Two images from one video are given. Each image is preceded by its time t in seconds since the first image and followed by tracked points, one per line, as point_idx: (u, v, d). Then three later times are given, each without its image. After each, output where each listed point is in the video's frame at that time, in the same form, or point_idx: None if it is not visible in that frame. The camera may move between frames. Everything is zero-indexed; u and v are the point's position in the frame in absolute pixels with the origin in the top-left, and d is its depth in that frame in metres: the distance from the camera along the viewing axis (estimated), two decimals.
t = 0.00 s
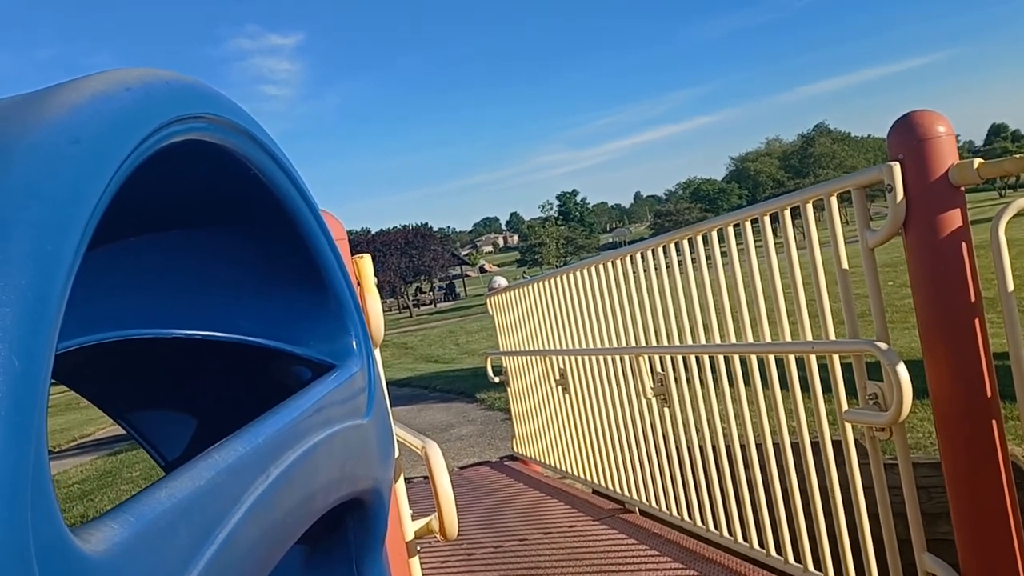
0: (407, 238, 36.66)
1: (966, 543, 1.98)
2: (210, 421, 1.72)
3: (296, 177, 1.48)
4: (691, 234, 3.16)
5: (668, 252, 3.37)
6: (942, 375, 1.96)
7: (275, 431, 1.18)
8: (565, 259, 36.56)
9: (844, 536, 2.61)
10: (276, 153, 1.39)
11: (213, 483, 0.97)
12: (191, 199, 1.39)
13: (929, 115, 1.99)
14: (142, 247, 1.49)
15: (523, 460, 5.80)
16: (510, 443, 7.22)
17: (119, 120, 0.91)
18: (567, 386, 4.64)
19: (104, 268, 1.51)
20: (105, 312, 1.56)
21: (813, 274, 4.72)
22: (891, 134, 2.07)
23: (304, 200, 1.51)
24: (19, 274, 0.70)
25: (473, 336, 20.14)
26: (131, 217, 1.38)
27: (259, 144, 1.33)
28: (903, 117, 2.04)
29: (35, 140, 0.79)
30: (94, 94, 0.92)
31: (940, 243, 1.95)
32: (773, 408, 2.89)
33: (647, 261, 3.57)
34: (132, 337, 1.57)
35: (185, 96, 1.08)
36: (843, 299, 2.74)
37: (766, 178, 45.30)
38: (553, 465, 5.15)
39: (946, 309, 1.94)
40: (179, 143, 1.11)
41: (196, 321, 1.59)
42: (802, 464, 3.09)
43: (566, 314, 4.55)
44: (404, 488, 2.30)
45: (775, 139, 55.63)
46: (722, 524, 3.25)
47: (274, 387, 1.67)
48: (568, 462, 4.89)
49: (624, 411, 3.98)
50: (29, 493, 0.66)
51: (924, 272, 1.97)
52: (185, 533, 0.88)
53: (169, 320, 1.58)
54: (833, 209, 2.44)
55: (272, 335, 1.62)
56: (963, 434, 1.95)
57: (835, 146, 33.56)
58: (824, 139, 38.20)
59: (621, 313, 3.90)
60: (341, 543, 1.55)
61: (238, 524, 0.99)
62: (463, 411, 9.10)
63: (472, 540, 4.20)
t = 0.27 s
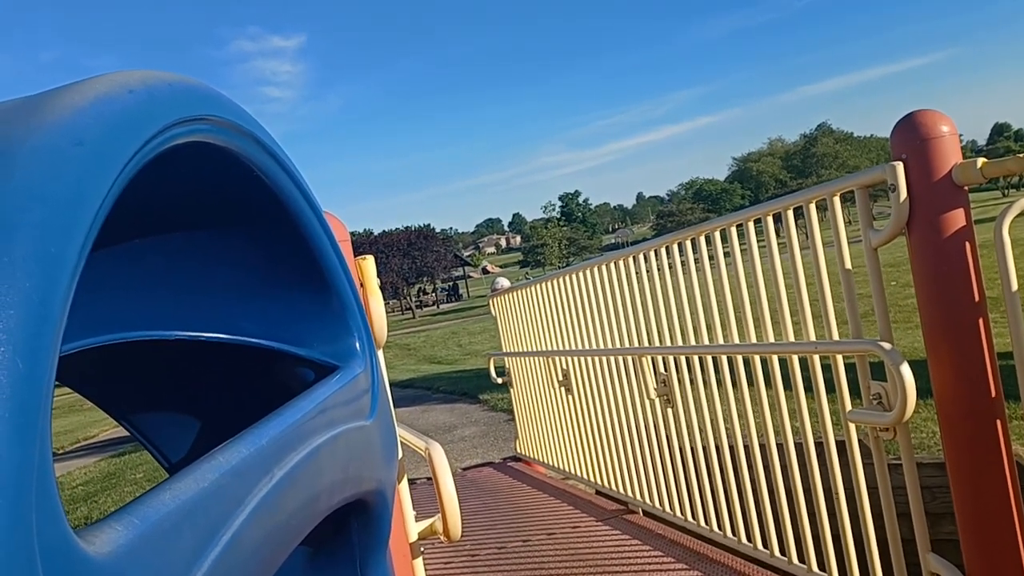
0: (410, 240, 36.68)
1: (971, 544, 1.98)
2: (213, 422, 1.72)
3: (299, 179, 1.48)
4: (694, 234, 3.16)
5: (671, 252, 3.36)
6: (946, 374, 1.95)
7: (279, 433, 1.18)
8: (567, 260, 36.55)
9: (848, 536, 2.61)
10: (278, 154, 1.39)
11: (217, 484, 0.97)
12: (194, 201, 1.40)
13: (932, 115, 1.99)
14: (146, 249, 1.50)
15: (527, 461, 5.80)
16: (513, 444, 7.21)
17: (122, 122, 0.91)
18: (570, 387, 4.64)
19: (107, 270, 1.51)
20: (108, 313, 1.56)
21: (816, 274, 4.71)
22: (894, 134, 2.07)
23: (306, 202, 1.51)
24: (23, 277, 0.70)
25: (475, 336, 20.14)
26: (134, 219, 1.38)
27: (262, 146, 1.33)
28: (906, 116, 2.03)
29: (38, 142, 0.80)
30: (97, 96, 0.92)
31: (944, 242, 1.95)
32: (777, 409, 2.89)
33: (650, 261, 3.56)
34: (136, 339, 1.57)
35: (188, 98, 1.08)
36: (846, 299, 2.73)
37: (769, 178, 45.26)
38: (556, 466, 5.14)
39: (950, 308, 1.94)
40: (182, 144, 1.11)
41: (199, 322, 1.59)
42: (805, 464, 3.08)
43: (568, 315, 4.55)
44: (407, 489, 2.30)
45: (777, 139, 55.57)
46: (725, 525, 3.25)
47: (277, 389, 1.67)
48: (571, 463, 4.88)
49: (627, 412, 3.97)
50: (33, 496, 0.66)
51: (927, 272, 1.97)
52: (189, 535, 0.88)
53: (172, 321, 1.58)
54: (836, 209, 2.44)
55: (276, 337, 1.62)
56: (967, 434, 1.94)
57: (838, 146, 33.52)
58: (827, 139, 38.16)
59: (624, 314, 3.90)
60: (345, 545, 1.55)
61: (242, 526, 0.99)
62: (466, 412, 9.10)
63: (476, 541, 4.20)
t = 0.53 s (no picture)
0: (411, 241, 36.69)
1: (974, 544, 1.97)
2: (216, 424, 1.72)
3: (301, 180, 1.48)
4: (696, 235, 3.16)
5: (673, 253, 3.36)
6: (949, 375, 1.95)
7: (281, 434, 1.18)
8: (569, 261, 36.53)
9: (851, 537, 2.60)
10: (280, 156, 1.39)
11: (220, 486, 0.97)
12: (197, 203, 1.40)
13: (934, 115, 1.99)
14: (149, 250, 1.50)
15: (529, 462, 5.80)
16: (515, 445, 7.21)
17: (125, 124, 0.92)
18: (572, 388, 4.64)
19: (110, 272, 1.51)
20: (111, 315, 1.57)
21: (818, 274, 4.70)
22: (896, 135, 2.06)
23: (309, 203, 1.51)
24: (26, 278, 0.70)
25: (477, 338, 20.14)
26: (137, 221, 1.39)
27: (264, 148, 1.33)
28: (908, 116, 2.03)
29: (41, 144, 0.80)
30: (100, 98, 0.92)
31: (946, 242, 1.95)
32: (779, 409, 2.88)
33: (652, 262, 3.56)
34: (138, 340, 1.58)
35: (190, 100, 1.09)
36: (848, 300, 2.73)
37: (771, 178, 45.24)
38: (559, 467, 5.14)
39: (952, 309, 1.94)
40: (184, 146, 1.12)
41: (202, 324, 1.60)
42: (808, 465, 3.08)
43: (571, 316, 4.55)
44: (410, 491, 2.30)
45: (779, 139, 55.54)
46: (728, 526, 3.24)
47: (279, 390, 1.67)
48: (574, 464, 4.88)
49: (630, 413, 3.97)
50: (38, 498, 0.66)
51: (930, 272, 1.97)
52: (192, 536, 0.88)
53: (175, 323, 1.58)
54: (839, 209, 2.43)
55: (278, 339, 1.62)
56: (969, 434, 1.94)
57: (840, 146, 33.49)
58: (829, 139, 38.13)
59: (626, 315, 3.90)
60: (348, 546, 1.55)
61: (245, 527, 0.99)
62: (468, 413, 9.10)
63: (478, 543, 4.20)
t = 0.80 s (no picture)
0: (413, 242, 36.71)
1: (977, 545, 1.97)
2: (217, 425, 1.73)
3: (303, 182, 1.48)
4: (697, 236, 3.15)
5: (675, 254, 3.36)
6: (951, 375, 1.95)
7: (284, 435, 1.18)
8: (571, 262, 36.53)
9: (853, 538, 2.60)
10: (282, 157, 1.39)
11: (223, 487, 0.97)
12: (199, 204, 1.40)
13: (936, 115, 1.99)
14: (151, 251, 1.50)
15: (531, 463, 5.80)
16: (517, 446, 7.21)
17: (127, 125, 0.92)
18: (573, 388, 4.64)
19: (113, 273, 1.51)
20: (113, 316, 1.57)
21: (820, 274, 4.70)
22: (898, 135, 2.06)
23: (311, 204, 1.51)
24: (28, 280, 0.70)
25: (479, 339, 20.13)
26: (139, 222, 1.39)
27: (266, 149, 1.33)
28: (910, 116, 2.03)
29: (43, 145, 0.80)
30: (102, 99, 0.92)
31: (948, 242, 1.95)
32: (781, 410, 2.88)
33: (654, 263, 3.56)
34: (140, 342, 1.58)
35: (192, 101, 1.09)
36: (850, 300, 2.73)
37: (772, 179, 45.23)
38: (560, 468, 5.14)
39: (954, 309, 1.94)
40: (186, 148, 1.12)
41: (204, 325, 1.60)
42: (810, 465, 3.07)
43: (572, 317, 4.54)
44: (411, 492, 2.30)
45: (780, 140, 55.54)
46: (730, 526, 3.24)
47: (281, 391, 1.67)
48: (575, 465, 4.88)
49: (632, 414, 3.97)
50: (41, 499, 0.66)
51: (932, 272, 1.96)
52: (194, 538, 0.88)
53: (177, 324, 1.59)
54: (840, 209, 2.43)
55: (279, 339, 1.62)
56: (972, 434, 1.94)
57: (841, 146, 33.49)
58: (830, 140, 38.13)
59: (627, 315, 3.89)
60: (350, 548, 1.55)
61: (248, 528, 0.99)
62: (470, 414, 9.10)
63: (480, 544, 4.20)
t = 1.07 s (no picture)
0: (415, 243, 36.73)
1: (979, 546, 1.97)
2: (219, 426, 1.73)
3: (306, 182, 1.49)
4: (700, 237, 3.15)
5: (677, 255, 3.36)
6: (953, 376, 1.95)
7: (286, 436, 1.18)
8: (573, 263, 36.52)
9: (855, 540, 2.60)
10: (285, 158, 1.39)
11: (226, 487, 0.97)
12: (202, 205, 1.40)
13: (939, 116, 1.99)
14: (154, 252, 1.50)
15: (533, 464, 5.80)
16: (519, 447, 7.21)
17: (131, 126, 0.92)
18: (575, 389, 4.64)
19: (116, 274, 1.52)
20: (116, 317, 1.57)
21: (822, 276, 4.69)
22: (901, 136, 2.06)
23: (314, 205, 1.51)
24: (32, 281, 0.70)
25: (481, 340, 20.13)
26: (143, 223, 1.39)
27: (270, 149, 1.33)
28: (912, 118, 2.03)
29: (48, 146, 0.80)
30: (105, 101, 0.93)
31: (951, 244, 1.95)
32: (783, 412, 2.88)
33: (656, 264, 3.56)
34: (143, 342, 1.58)
35: (195, 102, 1.09)
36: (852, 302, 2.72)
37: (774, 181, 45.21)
38: (562, 469, 5.14)
39: (957, 310, 1.93)
40: (190, 148, 1.12)
41: (207, 325, 1.60)
42: (813, 466, 3.07)
43: (574, 318, 4.54)
44: (413, 493, 2.30)
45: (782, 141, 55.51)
46: (732, 528, 3.24)
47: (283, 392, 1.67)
48: (577, 467, 4.88)
49: (634, 415, 3.96)
50: (45, 498, 0.66)
51: (935, 273, 1.96)
52: (197, 538, 0.88)
53: (181, 325, 1.59)
54: (843, 210, 2.43)
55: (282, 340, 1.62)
56: (975, 435, 1.94)
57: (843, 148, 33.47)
58: (833, 141, 38.10)
59: (629, 317, 3.89)
60: (352, 548, 1.55)
61: (250, 528, 0.99)
62: (472, 416, 9.10)
63: (482, 545, 4.20)
